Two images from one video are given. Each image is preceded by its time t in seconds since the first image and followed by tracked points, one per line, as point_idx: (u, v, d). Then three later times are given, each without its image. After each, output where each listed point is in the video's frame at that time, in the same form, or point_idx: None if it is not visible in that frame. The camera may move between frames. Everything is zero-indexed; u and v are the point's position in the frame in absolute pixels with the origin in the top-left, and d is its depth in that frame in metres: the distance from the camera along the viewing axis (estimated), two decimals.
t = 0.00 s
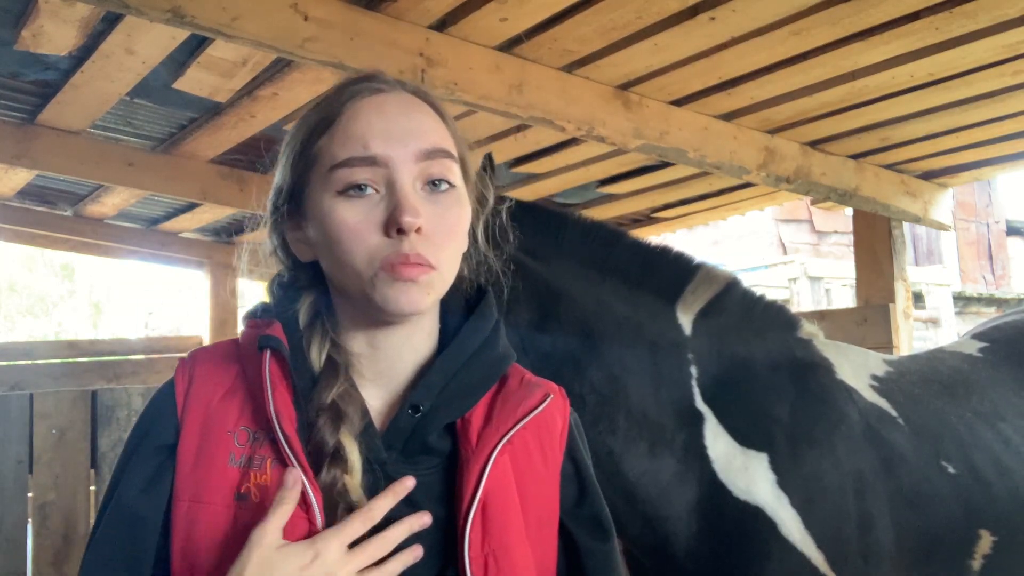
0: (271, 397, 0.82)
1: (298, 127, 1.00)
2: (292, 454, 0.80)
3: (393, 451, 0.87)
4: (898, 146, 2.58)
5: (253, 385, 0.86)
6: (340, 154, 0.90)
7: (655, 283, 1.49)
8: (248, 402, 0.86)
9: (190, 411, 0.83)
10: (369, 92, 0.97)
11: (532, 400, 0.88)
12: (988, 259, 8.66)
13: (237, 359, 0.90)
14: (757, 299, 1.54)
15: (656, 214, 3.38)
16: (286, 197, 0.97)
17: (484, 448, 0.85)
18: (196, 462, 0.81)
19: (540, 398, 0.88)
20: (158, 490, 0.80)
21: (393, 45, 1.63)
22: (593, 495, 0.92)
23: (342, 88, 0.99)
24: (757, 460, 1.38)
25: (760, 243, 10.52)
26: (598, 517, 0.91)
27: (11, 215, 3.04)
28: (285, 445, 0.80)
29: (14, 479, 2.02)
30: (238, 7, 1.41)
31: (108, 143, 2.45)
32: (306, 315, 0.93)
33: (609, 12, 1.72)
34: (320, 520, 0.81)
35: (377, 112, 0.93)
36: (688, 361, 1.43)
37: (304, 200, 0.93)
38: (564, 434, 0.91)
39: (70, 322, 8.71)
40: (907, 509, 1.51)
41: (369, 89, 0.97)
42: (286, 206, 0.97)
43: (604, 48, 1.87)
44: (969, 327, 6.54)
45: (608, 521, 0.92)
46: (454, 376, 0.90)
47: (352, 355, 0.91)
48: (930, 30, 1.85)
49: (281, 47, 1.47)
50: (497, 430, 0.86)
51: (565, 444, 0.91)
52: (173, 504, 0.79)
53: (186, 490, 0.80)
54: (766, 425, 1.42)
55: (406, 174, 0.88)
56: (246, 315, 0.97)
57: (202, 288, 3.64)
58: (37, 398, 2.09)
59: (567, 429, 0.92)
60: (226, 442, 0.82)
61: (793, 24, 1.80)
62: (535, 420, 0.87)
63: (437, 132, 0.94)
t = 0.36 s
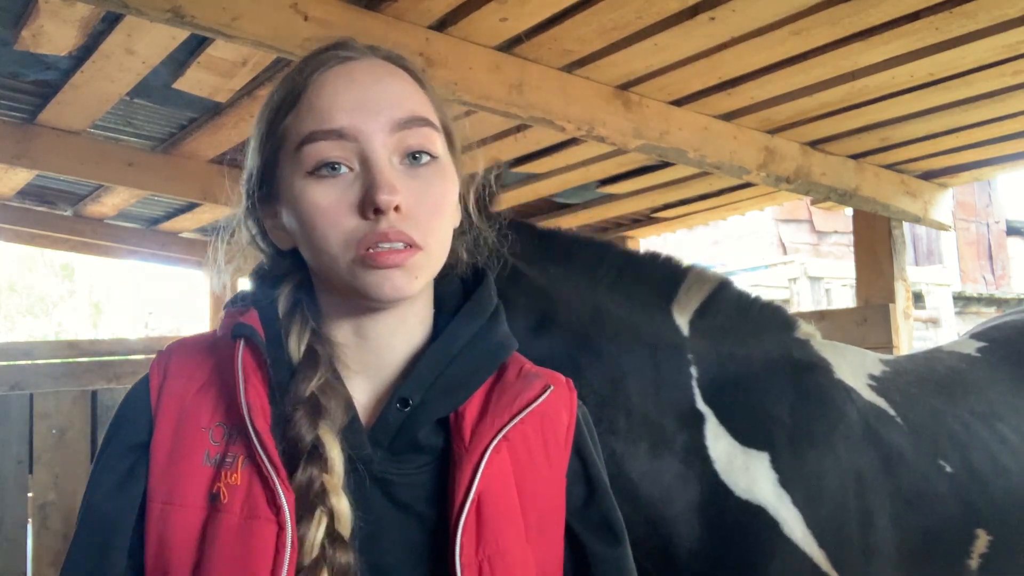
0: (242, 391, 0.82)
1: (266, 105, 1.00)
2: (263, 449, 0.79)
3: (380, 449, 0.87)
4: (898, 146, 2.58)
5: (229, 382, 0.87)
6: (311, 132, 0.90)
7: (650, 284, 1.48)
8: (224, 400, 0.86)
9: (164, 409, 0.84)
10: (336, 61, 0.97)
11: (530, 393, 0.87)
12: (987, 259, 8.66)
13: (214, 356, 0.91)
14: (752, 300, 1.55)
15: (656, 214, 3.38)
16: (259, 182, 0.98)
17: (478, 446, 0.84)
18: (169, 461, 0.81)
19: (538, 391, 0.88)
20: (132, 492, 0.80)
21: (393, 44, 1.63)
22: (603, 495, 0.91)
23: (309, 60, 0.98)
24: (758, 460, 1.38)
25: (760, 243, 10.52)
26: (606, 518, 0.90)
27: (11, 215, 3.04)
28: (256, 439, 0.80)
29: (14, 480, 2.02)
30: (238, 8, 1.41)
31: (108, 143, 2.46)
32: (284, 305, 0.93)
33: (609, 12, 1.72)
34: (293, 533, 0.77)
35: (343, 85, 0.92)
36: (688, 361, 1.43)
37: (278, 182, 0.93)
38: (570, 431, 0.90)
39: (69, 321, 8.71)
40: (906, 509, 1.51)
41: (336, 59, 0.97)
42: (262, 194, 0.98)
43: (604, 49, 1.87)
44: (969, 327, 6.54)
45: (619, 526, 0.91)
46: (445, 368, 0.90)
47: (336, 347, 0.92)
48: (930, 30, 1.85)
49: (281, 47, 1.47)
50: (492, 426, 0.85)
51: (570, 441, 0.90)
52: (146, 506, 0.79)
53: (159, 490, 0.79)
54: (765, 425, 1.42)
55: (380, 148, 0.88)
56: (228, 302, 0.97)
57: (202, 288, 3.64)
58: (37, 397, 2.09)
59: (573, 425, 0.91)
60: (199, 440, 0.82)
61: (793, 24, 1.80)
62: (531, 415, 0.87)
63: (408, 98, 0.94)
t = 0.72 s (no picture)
0: (221, 397, 0.82)
1: (291, 75, 1.00)
2: (241, 460, 0.79)
3: (369, 463, 0.86)
4: (898, 146, 2.58)
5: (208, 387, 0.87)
6: (337, 118, 0.89)
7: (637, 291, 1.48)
8: (201, 406, 0.86)
9: (137, 416, 0.84)
10: (373, 45, 0.96)
11: (531, 409, 0.87)
12: (988, 259, 8.65)
13: (192, 359, 0.91)
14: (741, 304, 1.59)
15: (656, 214, 3.37)
16: (270, 157, 0.98)
17: (474, 465, 0.84)
18: (143, 471, 0.81)
19: (540, 406, 0.87)
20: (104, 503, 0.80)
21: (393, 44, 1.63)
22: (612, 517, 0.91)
23: (344, 40, 0.98)
24: (757, 456, 1.39)
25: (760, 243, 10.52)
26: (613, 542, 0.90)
27: (12, 215, 3.04)
28: (233, 449, 0.80)
29: (14, 480, 2.02)
30: (238, 8, 1.42)
31: (108, 142, 2.46)
32: (275, 300, 0.94)
33: (609, 13, 1.72)
34: (269, 550, 0.76)
35: (381, 75, 0.91)
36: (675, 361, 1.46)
37: (290, 161, 0.93)
38: (575, 450, 0.89)
39: (70, 321, 8.72)
40: (907, 508, 1.51)
41: (374, 42, 0.96)
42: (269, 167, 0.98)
43: (604, 49, 1.87)
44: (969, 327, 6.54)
45: (626, 547, 0.91)
46: (441, 377, 0.90)
47: (327, 353, 0.92)
48: (930, 30, 1.85)
49: (281, 47, 1.48)
50: (489, 443, 0.85)
51: (576, 459, 0.90)
52: (118, 517, 0.79)
53: (132, 501, 0.79)
54: (765, 424, 1.43)
55: (408, 149, 0.87)
56: (213, 298, 0.97)
57: (202, 288, 3.64)
58: (37, 397, 2.10)
59: (579, 443, 0.90)
60: (174, 449, 0.82)
61: (792, 24, 1.80)
62: (531, 432, 0.86)
63: (445, 99, 0.93)
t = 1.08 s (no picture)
0: (215, 404, 0.82)
1: (303, 60, 0.98)
2: (236, 470, 0.79)
3: (370, 469, 0.87)
4: (898, 146, 2.58)
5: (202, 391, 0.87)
6: (352, 117, 0.88)
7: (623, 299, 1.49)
8: (196, 412, 0.86)
9: (130, 423, 0.84)
10: (391, 38, 0.94)
11: (538, 414, 0.88)
12: (988, 259, 8.65)
13: (186, 362, 0.91)
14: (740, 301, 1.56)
15: (656, 214, 3.37)
16: (276, 145, 0.97)
17: (478, 472, 0.84)
18: (134, 479, 0.81)
19: (548, 411, 0.88)
20: (96, 511, 0.80)
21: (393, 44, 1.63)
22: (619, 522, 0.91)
23: (358, 29, 0.96)
24: (750, 463, 1.39)
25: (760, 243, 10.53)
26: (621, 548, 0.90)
27: (12, 215, 3.05)
28: (228, 458, 0.80)
29: (14, 480, 2.03)
30: (238, 8, 1.42)
31: (108, 143, 2.46)
32: (273, 300, 0.93)
33: (609, 13, 1.72)
34: (266, 558, 0.76)
35: (402, 73, 0.90)
36: (669, 369, 1.44)
37: (300, 154, 0.92)
38: (583, 452, 0.90)
39: (69, 321, 8.72)
40: (905, 507, 1.51)
41: (395, 34, 0.95)
42: (276, 153, 0.98)
43: (604, 49, 1.87)
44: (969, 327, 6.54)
45: (633, 553, 0.91)
46: (445, 381, 0.90)
47: (329, 357, 0.93)
48: (930, 30, 1.85)
49: (281, 47, 1.48)
50: (495, 449, 0.85)
51: (582, 463, 0.90)
52: (110, 525, 0.80)
53: (123, 510, 0.80)
54: (760, 427, 1.43)
55: (426, 157, 0.86)
56: (210, 296, 0.97)
57: (202, 288, 3.63)
58: (37, 397, 2.10)
59: (586, 445, 0.91)
60: (167, 456, 0.82)
61: (792, 24, 1.80)
62: (537, 438, 0.87)
63: (466, 101, 0.92)
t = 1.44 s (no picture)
0: (248, 403, 0.83)
1: (312, 65, 1.00)
2: (272, 469, 0.80)
3: (395, 466, 0.87)
4: (898, 146, 2.58)
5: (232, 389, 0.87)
6: (363, 108, 0.89)
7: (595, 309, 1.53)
8: (225, 410, 0.87)
9: (159, 422, 0.84)
10: (395, 31, 0.96)
11: (557, 406, 0.89)
12: (987, 259, 8.65)
13: (211, 359, 0.91)
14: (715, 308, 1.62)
15: (656, 214, 3.37)
16: (290, 150, 0.98)
17: (499, 464, 0.85)
18: (167, 478, 0.81)
19: (566, 402, 0.90)
20: (128, 509, 0.80)
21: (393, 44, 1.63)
22: (632, 512, 0.91)
23: (365, 29, 0.97)
24: (740, 466, 1.40)
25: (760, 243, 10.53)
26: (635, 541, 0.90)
27: (12, 215, 3.05)
28: (264, 457, 0.80)
29: (14, 480, 2.04)
30: (238, 7, 1.42)
31: (108, 143, 2.46)
32: (296, 303, 0.93)
33: (609, 12, 1.72)
34: (306, 559, 0.77)
35: (409, 63, 0.91)
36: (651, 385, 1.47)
37: (313, 153, 0.93)
38: (596, 441, 0.92)
39: (69, 321, 8.71)
40: (904, 507, 1.51)
41: (399, 29, 0.97)
42: (291, 158, 0.99)
43: (604, 49, 1.87)
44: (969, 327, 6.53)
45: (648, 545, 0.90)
46: (464, 377, 0.91)
47: (347, 356, 0.93)
48: (930, 30, 1.85)
49: (281, 47, 1.47)
50: (515, 440, 0.87)
51: (597, 452, 0.92)
52: (143, 524, 0.80)
53: (157, 509, 0.80)
54: (750, 426, 1.43)
55: (438, 139, 0.87)
56: (227, 299, 0.97)
57: (202, 288, 3.63)
58: (37, 397, 2.10)
59: (599, 434, 0.93)
60: (200, 455, 0.83)
61: (792, 24, 1.80)
62: (557, 428, 0.88)
63: (473, 87, 0.93)
